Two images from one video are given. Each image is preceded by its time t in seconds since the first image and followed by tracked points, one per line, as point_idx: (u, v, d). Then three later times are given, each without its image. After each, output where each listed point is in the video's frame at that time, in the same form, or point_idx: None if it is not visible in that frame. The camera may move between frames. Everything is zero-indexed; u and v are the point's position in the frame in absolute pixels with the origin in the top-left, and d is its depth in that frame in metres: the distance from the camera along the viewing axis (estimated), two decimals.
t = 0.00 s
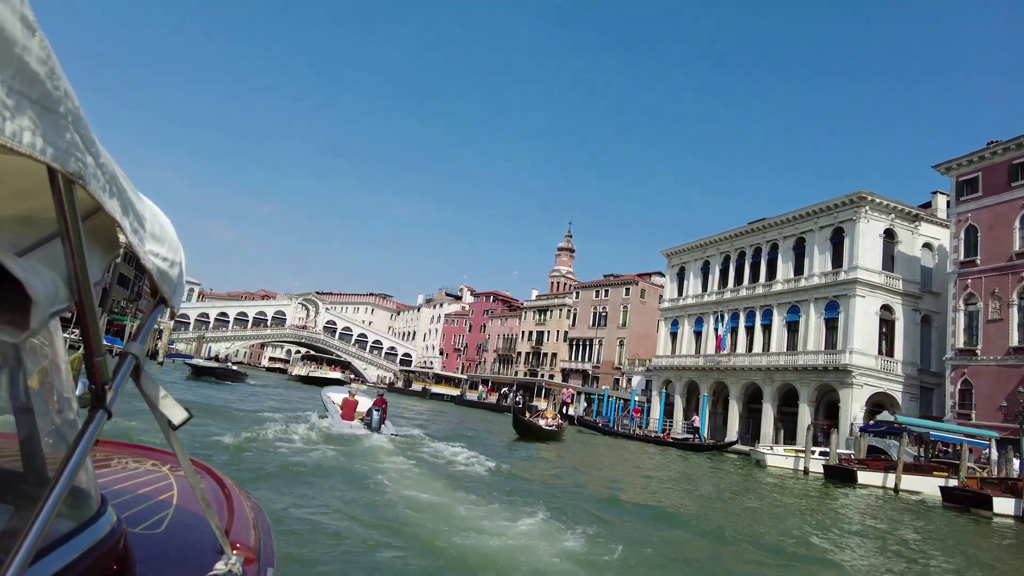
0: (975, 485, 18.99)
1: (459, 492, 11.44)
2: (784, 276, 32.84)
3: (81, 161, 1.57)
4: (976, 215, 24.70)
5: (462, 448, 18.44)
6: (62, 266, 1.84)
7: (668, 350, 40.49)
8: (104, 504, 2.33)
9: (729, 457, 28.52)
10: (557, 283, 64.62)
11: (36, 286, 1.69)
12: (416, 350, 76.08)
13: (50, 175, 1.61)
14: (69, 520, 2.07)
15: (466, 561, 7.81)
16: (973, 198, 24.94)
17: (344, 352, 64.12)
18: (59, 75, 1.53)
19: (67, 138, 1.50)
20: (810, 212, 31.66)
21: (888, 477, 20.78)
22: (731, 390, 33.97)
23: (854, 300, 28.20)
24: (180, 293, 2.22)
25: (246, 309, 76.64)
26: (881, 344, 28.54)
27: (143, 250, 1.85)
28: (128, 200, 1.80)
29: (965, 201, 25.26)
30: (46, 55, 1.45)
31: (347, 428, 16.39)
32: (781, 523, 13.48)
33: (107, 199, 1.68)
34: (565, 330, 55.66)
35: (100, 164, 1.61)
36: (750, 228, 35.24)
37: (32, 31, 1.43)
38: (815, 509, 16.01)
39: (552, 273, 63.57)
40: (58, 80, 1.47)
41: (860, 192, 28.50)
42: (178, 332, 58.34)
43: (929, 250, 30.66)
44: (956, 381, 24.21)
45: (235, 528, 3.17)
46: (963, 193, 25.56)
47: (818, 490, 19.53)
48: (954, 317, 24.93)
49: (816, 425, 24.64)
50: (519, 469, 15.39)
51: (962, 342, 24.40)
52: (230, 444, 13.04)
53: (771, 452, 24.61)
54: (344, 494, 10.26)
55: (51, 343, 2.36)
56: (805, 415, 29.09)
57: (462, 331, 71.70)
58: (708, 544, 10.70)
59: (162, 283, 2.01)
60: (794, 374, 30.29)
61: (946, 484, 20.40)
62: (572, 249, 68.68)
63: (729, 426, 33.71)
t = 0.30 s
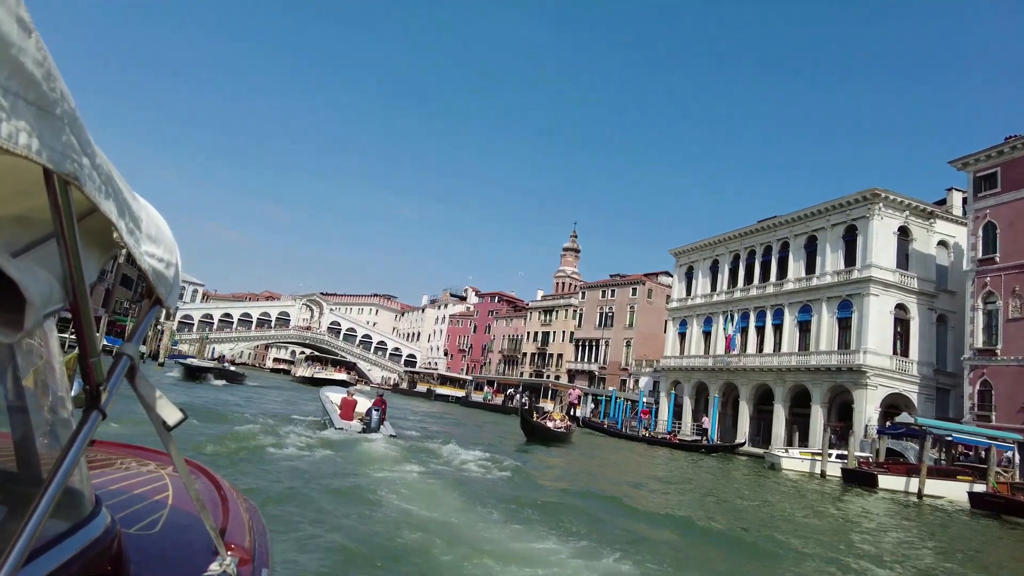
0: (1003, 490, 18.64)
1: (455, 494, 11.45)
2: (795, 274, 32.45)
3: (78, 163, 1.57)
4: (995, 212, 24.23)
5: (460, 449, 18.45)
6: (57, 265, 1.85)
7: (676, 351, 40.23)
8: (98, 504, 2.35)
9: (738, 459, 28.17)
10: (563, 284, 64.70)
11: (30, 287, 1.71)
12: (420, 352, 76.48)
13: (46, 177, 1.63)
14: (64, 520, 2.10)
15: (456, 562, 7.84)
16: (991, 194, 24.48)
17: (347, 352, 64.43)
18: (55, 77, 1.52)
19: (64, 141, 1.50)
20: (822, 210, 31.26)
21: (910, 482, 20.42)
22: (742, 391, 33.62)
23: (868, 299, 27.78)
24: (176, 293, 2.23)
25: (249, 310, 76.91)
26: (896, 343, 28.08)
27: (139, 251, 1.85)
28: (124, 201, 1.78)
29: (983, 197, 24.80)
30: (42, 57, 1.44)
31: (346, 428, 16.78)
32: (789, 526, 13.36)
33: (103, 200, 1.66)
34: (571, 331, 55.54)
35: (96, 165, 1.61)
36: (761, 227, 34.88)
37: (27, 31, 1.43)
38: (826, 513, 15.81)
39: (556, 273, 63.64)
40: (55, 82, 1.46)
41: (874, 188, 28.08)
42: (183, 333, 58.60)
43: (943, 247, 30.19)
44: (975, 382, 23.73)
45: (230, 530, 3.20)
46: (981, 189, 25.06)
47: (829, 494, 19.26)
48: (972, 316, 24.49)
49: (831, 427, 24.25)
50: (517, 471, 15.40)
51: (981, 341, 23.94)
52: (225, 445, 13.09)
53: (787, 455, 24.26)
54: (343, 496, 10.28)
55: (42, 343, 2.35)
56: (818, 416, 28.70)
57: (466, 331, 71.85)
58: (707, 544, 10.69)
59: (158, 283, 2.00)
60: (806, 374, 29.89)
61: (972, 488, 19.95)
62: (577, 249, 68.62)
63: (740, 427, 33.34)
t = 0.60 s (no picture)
0: None
1: (451, 495, 11.49)
2: (807, 273, 32.03)
3: (74, 161, 1.58)
4: (1015, 208, 23.74)
5: (458, 451, 18.49)
6: (52, 263, 1.86)
7: (686, 351, 39.94)
8: (95, 505, 2.37)
9: (747, 461, 27.83)
10: (568, 284, 64.74)
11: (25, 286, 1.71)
12: (425, 353, 76.91)
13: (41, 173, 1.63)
14: (59, 521, 2.13)
15: (448, 563, 7.88)
16: (1010, 189, 24.00)
17: (353, 353, 64.66)
18: (52, 74, 1.53)
19: (60, 137, 1.51)
20: (834, 206, 30.84)
21: (933, 486, 20.01)
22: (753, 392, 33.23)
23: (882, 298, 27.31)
24: (174, 292, 2.24)
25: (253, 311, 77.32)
26: (911, 343, 27.56)
27: (137, 250, 1.82)
28: (119, 199, 1.78)
29: (1003, 192, 24.28)
30: (38, 54, 1.45)
31: (344, 428, 17.01)
32: (802, 531, 13.21)
33: (100, 198, 1.66)
34: (577, 331, 55.41)
35: (92, 162, 1.63)
36: (771, 224, 34.54)
37: (23, 28, 1.44)
38: (835, 516, 15.67)
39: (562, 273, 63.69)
40: (50, 78, 1.47)
41: (889, 184, 27.64)
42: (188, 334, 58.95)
43: (960, 244, 29.69)
44: (996, 382, 23.25)
45: (228, 531, 3.25)
46: (1001, 184, 24.53)
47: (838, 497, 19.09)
48: (992, 315, 24.00)
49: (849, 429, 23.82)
50: (513, 472, 15.43)
51: (1001, 340, 23.47)
52: (223, 444, 13.18)
53: (804, 458, 23.88)
54: (344, 497, 10.33)
55: (39, 343, 2.37)
56: (831, 417, 28.19)
57: (472, 332, 71.99)
58: (709, 548, 10.67)
59: (154, 283, 2.01)
60: (819, 375, 29.43)
61: (999, 492, 19.32)
62: (583, 249, 68.55)
63: (751, 429, 32.91)
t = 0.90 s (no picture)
0: None
1: (450, 497, 11.58)
2: (819, 271, 31.60)
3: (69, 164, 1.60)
4: None
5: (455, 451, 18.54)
6: (47, 265, 1.88)
7: (695, 351, 39.65)
8: (93, 504, 2.40)
9: (757, 464, 27.42)
10: (574, 284, 64.75)
11: (22, 289, 1.73)
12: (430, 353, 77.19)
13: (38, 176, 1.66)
14: (56, 521, 2.15)
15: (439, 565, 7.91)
16: None
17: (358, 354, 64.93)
18: (46, 76, 1.55)
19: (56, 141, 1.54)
20: (847, 203, 30.43)
21: (959, 490, 19.59)
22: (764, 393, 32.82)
23: (897, 296, 26.84)
24: (170, 293, 2.25)
25: (257, 312, 77.78)
26: (928, 343, 27.06)
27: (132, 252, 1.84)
28: (115, 201, 1.80)
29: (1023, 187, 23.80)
30: (32, 57, 1.47)
31: (343, 429, 17.02)
32: (806, 536, 13.11)
33: (95, 200, 1.68)
34: (584, 331, 55.28)
35: (89, 165, 1.67)
36: (783, 222, 34.18)
37: (18, 32, 1.46)
38: (848, 522, 15.40)
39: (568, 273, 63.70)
40: (45, 82, 1.50)
41: (904, 180, 27.18)
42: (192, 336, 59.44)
43: (977, 241, 29.18)
44: (1017, 383, 22.77)
45: (224, 530, 3.28)
46: (1021, 179, 24.06)
47: (851, 501, 18.77)
48: (1012, 314, 23.52)
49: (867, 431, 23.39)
50: (509, 472, 15.45)
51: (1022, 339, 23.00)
52: (222, 447, 13.22)
53: (821, 461, 23.44)
54: (346, 499, 10.36)
55: (33, 343, 2.39)
56: (845, 418, 27.77)
57: (477, 333, 72.16)
58: (712, 551, 10.70)
59: (150, 283, 2.02)
60: (832, 375, 28.98)
61: None
62: (588, 249, 68.48)
63: (763, 431, 32.48)
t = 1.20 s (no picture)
0: None
1: (448, 496, 11.64)
2: (832, 270, 31.16)
3: (65, 161, 1.60)
4: None
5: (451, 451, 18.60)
6: (44, 262, 1.88)
7: (704, 352, 39.35)
8: (89, 504, 2.44)
9: (767, 467, 27.04)
10: (579, 284, 64.79)
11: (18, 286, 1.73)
12: (434, 354, 77.80)
13: (34, 174, 1.67)
14: (54, 519, 2.18)
15: (429, 562, 7.94)
16: None
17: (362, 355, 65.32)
18: (43, 73, 1.56)
19: (47, 135, 1.54)
20: (860, 201, 29.98)
21: (987, 496, 19.15)
22: (776, 394, 32.42)
23: (913, 295, 26.35)
24: (168, 290, 2.24)
25: (262, 314, 78.46)
26: (946, 342, 26.53)
27: (128, 247, 1.83)
28: (113, 198, 1.80)
29: None
30: (28, 53, 1.48)
31: (342, 430, 17.14)
32: (811, 540, 12.94)
33: (93, 197, 1.68)
34: (590, 332, 55.21)
35: (83, 161, 1.67)
36: (794, 220, 33.79)
37: (13, 26, 1.47)
38: (859, 526, 15.18)
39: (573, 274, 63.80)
40: (41, 77, 1.51)
41: (920, 176, 26.73)
42: (196, 337, 60.17)
43: (995, 239, 28.67)
44: None
45: (223, 529, 3.30)
46: None
47: (862, 505, 18.51)
48: None
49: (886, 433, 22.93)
50: (507, 472, 15.52)
51: None
52: (222, 450, 13.28)
53: (839, 464, 23.03)
54: (348, 498, 10.40)
55: (31, 342, 2.41)
56: (860, 420, 27.36)
57: (482, 334, 72.39)
58: (715, 552, 10.69)
59: (148, 280, 2.02)
60: (846, 376, 28.51)
61: None
62: (593, 249, 68.43)
63: (774, 433, 32.05)
